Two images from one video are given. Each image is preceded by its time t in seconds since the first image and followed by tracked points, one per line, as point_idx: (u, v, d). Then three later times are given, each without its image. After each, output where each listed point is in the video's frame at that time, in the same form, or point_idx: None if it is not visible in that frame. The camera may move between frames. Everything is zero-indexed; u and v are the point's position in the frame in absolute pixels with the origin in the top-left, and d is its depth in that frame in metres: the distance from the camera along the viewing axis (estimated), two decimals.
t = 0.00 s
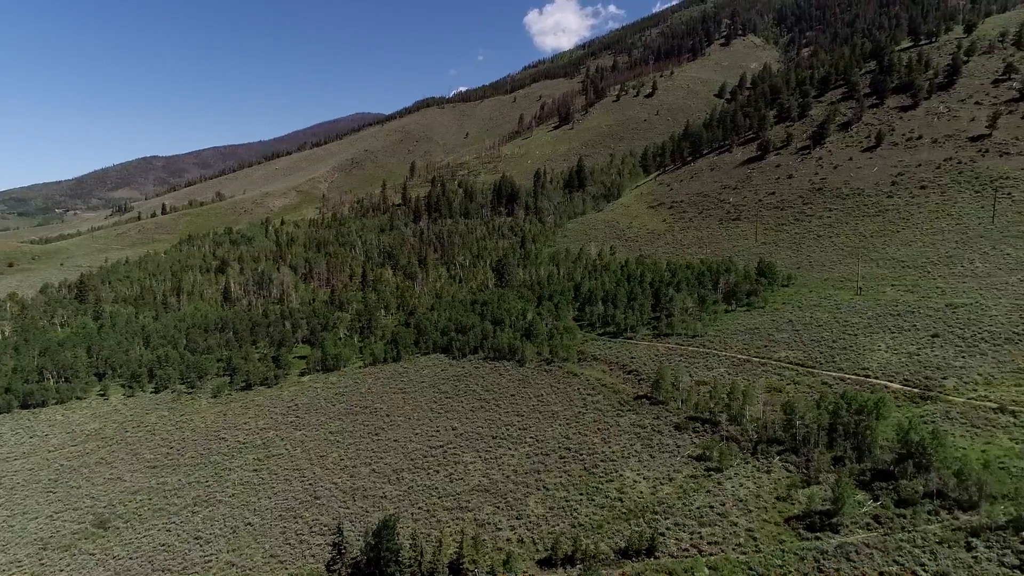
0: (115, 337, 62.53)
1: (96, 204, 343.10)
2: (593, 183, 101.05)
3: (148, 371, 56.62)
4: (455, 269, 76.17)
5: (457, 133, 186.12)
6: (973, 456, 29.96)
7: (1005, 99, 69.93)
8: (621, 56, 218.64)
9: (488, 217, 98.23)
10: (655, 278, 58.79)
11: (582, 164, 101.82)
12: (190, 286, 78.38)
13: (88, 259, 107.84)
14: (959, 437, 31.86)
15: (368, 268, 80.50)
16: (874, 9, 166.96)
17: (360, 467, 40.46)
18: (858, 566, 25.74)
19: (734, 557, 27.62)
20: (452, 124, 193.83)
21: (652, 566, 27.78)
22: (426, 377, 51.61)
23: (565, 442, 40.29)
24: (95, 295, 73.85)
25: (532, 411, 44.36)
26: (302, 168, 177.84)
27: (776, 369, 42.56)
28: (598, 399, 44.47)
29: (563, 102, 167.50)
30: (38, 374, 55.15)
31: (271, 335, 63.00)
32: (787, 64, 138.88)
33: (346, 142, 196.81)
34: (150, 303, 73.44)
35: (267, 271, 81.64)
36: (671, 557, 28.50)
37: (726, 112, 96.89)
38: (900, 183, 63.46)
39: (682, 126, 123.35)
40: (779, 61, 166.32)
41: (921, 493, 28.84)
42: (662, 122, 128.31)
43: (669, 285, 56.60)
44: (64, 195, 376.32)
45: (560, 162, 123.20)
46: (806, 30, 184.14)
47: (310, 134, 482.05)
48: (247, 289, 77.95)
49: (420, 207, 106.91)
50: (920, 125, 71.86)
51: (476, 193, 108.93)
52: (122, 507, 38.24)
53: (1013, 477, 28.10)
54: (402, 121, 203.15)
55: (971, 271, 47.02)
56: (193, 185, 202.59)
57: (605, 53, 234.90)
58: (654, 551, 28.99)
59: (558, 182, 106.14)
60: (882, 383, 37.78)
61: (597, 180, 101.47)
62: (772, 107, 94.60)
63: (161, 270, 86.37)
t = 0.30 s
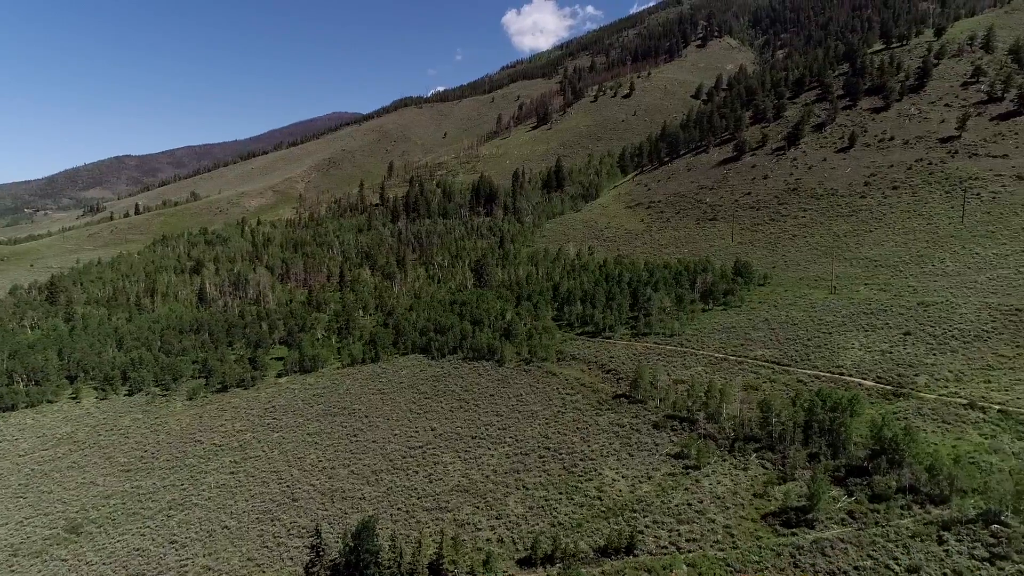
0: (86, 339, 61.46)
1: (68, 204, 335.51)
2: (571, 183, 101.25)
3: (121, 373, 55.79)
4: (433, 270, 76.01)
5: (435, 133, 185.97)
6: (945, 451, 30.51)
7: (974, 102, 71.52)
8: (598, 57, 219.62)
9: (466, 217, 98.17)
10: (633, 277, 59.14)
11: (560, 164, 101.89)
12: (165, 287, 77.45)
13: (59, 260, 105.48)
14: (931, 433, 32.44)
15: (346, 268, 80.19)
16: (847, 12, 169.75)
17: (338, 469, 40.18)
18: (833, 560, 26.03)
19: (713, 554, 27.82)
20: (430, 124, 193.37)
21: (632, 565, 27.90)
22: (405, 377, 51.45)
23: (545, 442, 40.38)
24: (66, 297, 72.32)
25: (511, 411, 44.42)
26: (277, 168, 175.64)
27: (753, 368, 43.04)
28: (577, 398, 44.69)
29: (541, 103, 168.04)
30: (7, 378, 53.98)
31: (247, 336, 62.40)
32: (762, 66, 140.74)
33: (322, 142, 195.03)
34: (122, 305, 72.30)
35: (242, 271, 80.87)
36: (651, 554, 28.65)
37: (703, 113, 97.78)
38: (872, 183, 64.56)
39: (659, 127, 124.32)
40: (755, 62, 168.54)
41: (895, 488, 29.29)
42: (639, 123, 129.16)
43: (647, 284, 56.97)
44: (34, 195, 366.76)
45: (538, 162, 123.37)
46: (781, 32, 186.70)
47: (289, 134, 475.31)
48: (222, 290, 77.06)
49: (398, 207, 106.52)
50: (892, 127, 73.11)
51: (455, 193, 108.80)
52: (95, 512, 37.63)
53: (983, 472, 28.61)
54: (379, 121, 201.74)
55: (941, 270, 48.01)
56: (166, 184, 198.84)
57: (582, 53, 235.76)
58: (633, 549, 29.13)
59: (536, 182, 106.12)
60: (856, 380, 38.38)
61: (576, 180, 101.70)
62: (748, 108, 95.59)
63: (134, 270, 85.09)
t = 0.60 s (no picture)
0: (57, 341, 60.34)
1: (38, 204, 327.52)
2: (549, 183, 101.50)
3: (95, 376, 54.88)
4: (412, 270, 75.82)
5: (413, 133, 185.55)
6: (917, 447, 31.07)
7: (944, 104, 72.99)
8: (577, 57, 220.47)
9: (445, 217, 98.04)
10: (612, 277, 59.40)
11: (538, 164, 101.98)
12: (139, 289, 76.45)
13: (30, 261, 103.11)
14: (904, 429, 33.02)
15: (324, 269, 79.76)
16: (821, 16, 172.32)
17: (317, 470, 39.88)
18: (809, 556, 26.33)
19: (691, 551, 28.03)
20: (408, 124, 192.55)
21: (611, 563, 28.02)
22: (384, 378, 51.24)
23: (524, 441, 40.44)
24: (37, 298, 70.78)
25: (491, 411, 44.42)
26: (255, 167, 173.57)
27: (730, 366, 43.41)
28: (556, 398, 44.81)
29: (519, 103, 168.44)
30: None
31: (224, 337, 61.77)
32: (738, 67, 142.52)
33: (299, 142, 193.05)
34: (95, 307, 71.06)
35: (218, 272, 80.00)
36: (630, 552, 28.80)
37: (680, 114, 98.52)
38: (846, 183, 65.61)
39: (637, 128, 125.28)
40: (732, 63, 170.70)
41: (869, 484, 29.75)
42: (617, 123, 130.01)
43: (624, 284, 57.35)
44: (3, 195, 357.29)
45: (517, 162, 123.52)
46: (756, 35, 188.76)
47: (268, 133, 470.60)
48: (198, 291, 76.20)
49: (376, 207, 106.06)
50: (865, 128, 74.28)
51: (433, 193, 108.53)
52: (67, 518, 36.98)
53: (954, 467, 29.14)
54: (355, 121, 200.09)
55: (914, 269, 48.96)
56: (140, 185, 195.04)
57: (561, 53, 236.49)
58: (613, 547, 29.25)
59: (515, 182, 106.21)
60: (831, 378, 38.92)
61: (554, 180, 101.99)
62: (724, 109, 96.44)
63: (107, 272, 83.64)
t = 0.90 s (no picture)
0: (26, 344, 59.07)
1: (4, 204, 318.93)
2: (527, 183, 101.67)
3: (65, 379, 53.87)
4: (389, 270, 75.55)
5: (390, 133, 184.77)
6: (888, 443, 31.59)
7: (914, 106, 74.38)
8: (553, 57, 221.10)
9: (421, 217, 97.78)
10: (589, 277, 59.67)
11: (515, 164, 102.18)
12: (110, 290, 75.23)
13: None
14: (875, 425, 33.57)
15: (300, 269, 79.26)
16: (793, 18, 174.65)
17: (293, 473, 39.49)
18: (783, 551, 26.63)
19: (667, 549, 28.22)
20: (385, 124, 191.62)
21: (589, 562, 28.11)
22: (361, 379, 50.97)
23: (502, 441, 40.41)
24: (5, 300, 69.11)
25: (469, 411, 44.41)
26: (229, 167, 171.14)
27: (706, 365, 43.87)
28: (535, 398, 44.88)
29: (496, 103, 168.74)
30: None
31: (198, 339, 61.07)
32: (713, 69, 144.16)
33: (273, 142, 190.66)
34: (65, 309, 69.63)
35: (192, 273, 78.95)
36: (608, 550, 28.92)
37: (656, 114, 99.25)
38: (819, 183, 66.64)
39: (613, 129, 126.20)
40: (706, 65, 172.71)
41: (842, 480, 30.18)
42: (593, 124, 130.83)
43: (601, 284, 57.72)
44: None
45: (494, 162, 123.59)
46: (731, 36, 190.72)
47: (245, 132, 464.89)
48: (171, 291, 75.16)
49: (353, 206, 105.48)
50: (837, 129, 75.45)
51: (411, 193, 108.15)
52: (36, 524, 36.28)
53: (924, 462, 29.68)
54: (330, 121, 198.03)
55: (885, 268, 49.86)
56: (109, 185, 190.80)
57: (537, 53, 237.00)
58: (591, 546, 29.35)
59: (492, 181, 106.24)
60: (805, 376, 39.47)
61: (532, 180, 102.21)
62: (699, 110, 97.31)
63: (77, 273, 81.98)
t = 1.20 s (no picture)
0: None
1: None
2: (504, 183, 101.78)
3: (33, 383, 52.80)
4: (365, 271, 75.22)
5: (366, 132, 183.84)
6: (861, 439, 32.13)
7: (883, 108, 75.72)
8: (530, 57, 221.44)
9: (398, 217, 97.43)
10: (566, 277, 59.92)
11: (492, 164, 102.22)
12: (80, 292, 73.78)
13: None
14: (849, 422, 34.11)
15: (274, 270, 78.68)
16: (766, 20, 176.98)
17: (269, 475, 39.10)
18: (759, 547, 26.94)
19: (645, 546, 28.42)
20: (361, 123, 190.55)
21: (567, 560, 28.25)
22: (338, 381, 50.66)
23: (480, 441, 40.39)
24: None
25: (446, 411, 44.37)
26: (203, 167, 168.57)
27: (682, 363, 44.25)
28: (513, 398, 44.94)
29: (472, 103, 168.79)
30: None
31: (171, 341, 60.32)
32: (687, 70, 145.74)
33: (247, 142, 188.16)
34: (33, 311, 68.11)
35: (165, 274, 77.86)
36: (586, 549, 29.06)
37: (631, 115, 99.90)
38: (791, 184, 67.63)
39: (589, 129, 126.96)
40: (681, 65, 174.51)
41: (815, 476, 30.61)
42: (569, 124, 131.46)
43: (578, 284, 58.02)
44: None
45: (471, 162, 123.56)
46: (705, 37, 192.42)
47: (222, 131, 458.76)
48: (143, 293, 74.05)
49: (328, 207, 104.80)
50: (809, 130, 76.58)
51: (387, 193, 107.74)
52: (2, 531, 35.53)
53: (895, 457, 30.24)
54: (305, 121, 196.07)
55: (857, 267, 50.73)
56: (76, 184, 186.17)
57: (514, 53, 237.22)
58: (569, 544, 29.46)
59: (469, 182, 106.21)
60: (779, 373, 39.99)
61: (509, 180, 102.37)
62: (674, 111, 98.06)
63: (46, 275, 80.21)
